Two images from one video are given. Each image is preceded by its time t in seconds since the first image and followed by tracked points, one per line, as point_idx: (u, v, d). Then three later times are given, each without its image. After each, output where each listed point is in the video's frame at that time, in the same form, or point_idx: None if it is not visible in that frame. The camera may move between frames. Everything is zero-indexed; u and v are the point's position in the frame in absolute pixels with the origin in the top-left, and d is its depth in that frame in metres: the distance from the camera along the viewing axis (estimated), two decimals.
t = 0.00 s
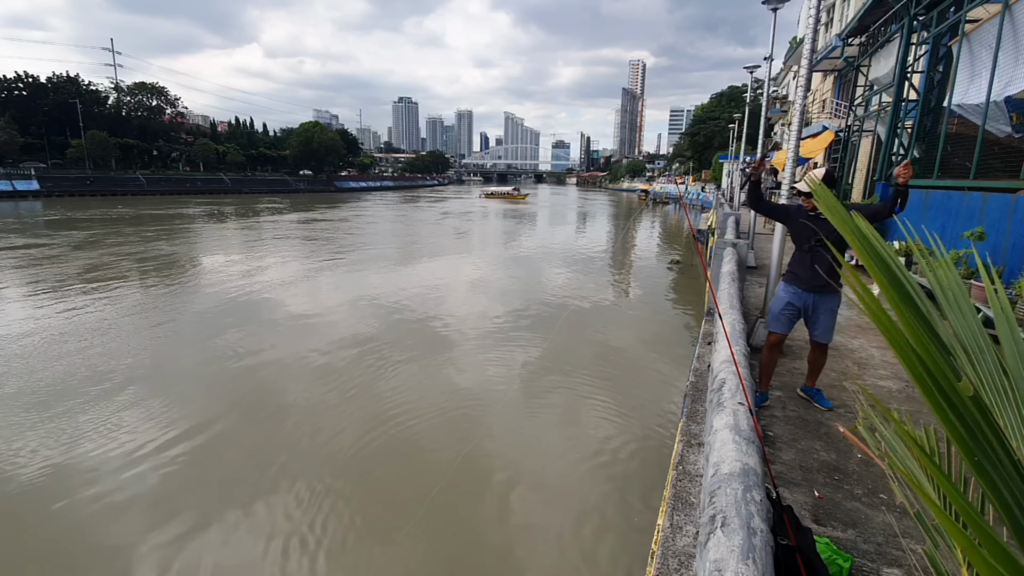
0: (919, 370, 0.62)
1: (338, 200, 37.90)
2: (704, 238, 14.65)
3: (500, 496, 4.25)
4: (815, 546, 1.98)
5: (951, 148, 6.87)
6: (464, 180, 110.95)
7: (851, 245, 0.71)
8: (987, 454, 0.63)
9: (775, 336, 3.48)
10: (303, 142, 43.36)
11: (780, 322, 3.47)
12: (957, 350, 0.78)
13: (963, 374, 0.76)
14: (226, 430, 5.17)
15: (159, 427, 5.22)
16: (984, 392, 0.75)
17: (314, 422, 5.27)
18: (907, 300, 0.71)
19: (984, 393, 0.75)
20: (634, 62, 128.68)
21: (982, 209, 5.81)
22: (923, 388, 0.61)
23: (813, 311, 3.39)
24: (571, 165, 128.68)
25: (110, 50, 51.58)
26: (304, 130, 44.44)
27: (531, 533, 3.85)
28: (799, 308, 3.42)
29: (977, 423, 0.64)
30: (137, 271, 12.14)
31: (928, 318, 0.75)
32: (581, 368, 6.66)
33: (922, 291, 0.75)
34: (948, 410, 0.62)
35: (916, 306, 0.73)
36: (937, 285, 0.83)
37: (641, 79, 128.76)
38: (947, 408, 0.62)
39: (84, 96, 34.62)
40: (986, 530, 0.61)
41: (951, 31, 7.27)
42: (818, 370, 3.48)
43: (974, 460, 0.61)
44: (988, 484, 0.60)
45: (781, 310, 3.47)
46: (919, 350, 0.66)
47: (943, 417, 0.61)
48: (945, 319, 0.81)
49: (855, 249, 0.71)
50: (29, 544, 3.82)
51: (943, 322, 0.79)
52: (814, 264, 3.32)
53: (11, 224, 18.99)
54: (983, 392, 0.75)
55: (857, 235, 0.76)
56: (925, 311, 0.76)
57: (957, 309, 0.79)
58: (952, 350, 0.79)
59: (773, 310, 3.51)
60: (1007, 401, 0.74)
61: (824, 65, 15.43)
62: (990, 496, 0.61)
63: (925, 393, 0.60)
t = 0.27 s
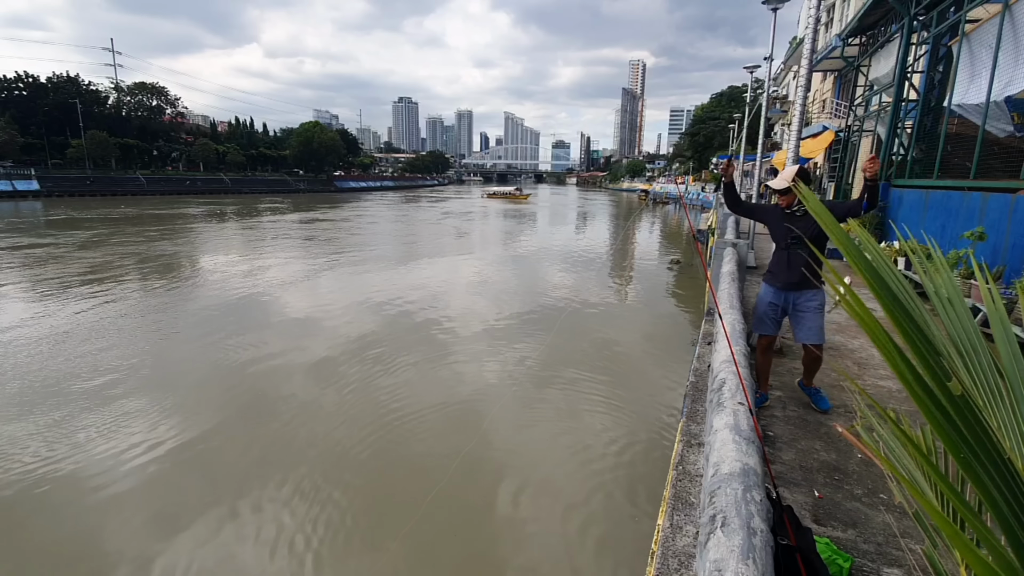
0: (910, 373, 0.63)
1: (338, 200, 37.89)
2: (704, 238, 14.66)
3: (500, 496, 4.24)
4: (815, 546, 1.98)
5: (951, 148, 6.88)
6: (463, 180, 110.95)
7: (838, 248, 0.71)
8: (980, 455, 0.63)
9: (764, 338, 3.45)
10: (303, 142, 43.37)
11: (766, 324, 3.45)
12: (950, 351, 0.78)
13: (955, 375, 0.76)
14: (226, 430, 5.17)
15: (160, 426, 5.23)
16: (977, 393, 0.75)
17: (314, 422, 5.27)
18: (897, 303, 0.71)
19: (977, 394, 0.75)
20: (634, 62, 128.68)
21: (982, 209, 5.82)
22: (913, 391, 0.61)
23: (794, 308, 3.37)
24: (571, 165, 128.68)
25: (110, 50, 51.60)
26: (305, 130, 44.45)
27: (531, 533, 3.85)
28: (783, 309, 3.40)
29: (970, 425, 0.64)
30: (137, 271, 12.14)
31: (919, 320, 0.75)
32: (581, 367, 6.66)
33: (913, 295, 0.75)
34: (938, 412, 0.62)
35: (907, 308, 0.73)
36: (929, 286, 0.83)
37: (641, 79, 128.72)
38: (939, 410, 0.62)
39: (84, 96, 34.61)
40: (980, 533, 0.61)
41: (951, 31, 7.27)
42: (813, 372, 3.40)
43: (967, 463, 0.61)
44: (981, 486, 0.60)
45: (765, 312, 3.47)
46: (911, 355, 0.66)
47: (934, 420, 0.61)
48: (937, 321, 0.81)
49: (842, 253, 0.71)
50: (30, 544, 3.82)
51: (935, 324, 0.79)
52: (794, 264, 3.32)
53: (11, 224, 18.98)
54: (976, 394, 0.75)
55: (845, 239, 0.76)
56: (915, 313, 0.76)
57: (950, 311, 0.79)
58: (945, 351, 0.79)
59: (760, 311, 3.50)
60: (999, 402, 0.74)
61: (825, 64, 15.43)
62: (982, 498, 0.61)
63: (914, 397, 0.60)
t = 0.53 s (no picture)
0: (906, 374, 0.62)
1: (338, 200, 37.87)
2: (704, 238, 14.66)
3: (499, 496, 4.24)
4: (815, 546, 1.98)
5: (951, 148, 6.88)
6: (463, 180, 110.96)
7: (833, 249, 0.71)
8: (979, 455, 0.63)
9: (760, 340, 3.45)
10: (303, 142, 43.36)
11: (760, 326, 3.45)
12: (948, 351, 0.78)
13: (951, 375, 0.76)
14: (226, 430, 5.16)
15: (159, 427, 5.23)
16: (973, 393, 0.75)
17: (313, 422, 5.27)
18: (894, 302, 0.71)
19: (974, 394, 0.74)
20: (634, 62, 128.67)
21: (982, 209, 5.81)
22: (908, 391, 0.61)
23: (787, 308, 3.33)
24: (571, 165, 128.68)
25: (110, 50, 51.59)
26: (304, 130, 44.46)
27: (530, 533, 3.84)
28: (775, 309, 3.37)
29: (967, 424, 0.64)
30: (136, 271, 12.14)
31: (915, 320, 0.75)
32: (581, 367, 6.66)
33: (910, 295, 0.75)
34: (935, 412, 0.62)
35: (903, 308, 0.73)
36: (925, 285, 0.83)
37: (641, 79, 128.69)
38: (936, 409, 0.62)
39: (84, 96, 34.59)
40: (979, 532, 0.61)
41: (951, 31, 7.27)
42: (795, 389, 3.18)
43: (965, 462, 0.61)
44: (978, 487, 0.60)
45: (759, 314, 3.47)
46: (912, 355, 0.66)
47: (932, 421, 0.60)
48: (934, 320, 0.80)
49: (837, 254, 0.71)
50: (29, 544, 3.81)
51: (933, 323, 0.78)
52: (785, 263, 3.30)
53: (11, 224, 18.97)
54: (973, 393, 0.75)
55: (840, 240, 0.76)
56: (912, 312, 0.75)
57: (946, 311, 0.79)
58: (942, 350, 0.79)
59: (755, 313, 3.50)
60: (995, 402, 0.74)
61: (825, 64, 15.43)
62: (978, 497, 0.61)
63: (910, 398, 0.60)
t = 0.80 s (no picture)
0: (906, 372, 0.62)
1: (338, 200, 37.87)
2: (704, 238, 14.65)
3: (499, 496, 4.24)
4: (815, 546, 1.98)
5: (951, 148, 6.88)
6: (464, 180, 110.94)
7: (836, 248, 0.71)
8: (980, 454, 0.62)
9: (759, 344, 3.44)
10: (303, 142, 43.37)
11: (759, 330, 3.44)
12: (948, 351, 0.78)
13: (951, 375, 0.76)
14: (225, 430, 5.16)
15: (159, 426, 5.23)
16: (973, 393, 0.75)
17: (313, 422, 5.27)
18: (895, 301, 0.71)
19: (974, 393, 0.74)
20: (634, 62, 128.66)
21: (982, 209, 5.81)
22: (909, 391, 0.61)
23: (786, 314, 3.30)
24: (571, 165, 128.68)
25: (110, 50, 51.59)
26: (304, 130, 44.46)
27: (530, 533, 3.84)
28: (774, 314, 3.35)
29: (967, 424, 0.64)
30: (136, 271, 12.14)
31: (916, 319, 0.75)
32: (581, 367, 6.66)
33: (910, 295, 0.75)
34: (937, 412, 0.62)
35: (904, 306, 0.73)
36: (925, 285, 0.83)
37: (641, 79, 128.67)
38: (937, 408, 0.62)
39: (84, 96, 34.60)
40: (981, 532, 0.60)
41: (951, 31, 7.27)
42: (792, 399, 3.12)
43: (963, 461, 0.61)
44: (979, 485, 0.60)
45: (758, 317, 3.45)
46: (909, 356, 0.66)
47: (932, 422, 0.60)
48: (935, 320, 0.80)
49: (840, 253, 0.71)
50: (28, 544, 3.81)
51: (933, 323, 0.78)
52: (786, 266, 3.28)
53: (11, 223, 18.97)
54: (974, 394, 0.75)
55: (842, 239, 0.76)
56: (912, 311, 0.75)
57: (946, 310, 0.79)
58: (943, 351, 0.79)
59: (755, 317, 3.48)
60: (995, 400, 0.74)
61: (825, 64, 15.43)
62: (979, 496, 0.61)
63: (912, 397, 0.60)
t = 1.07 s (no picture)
0: (902, 374, 0.62)
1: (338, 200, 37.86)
2: (704, 238, 14.65)
3: (499, 496, 4.24)
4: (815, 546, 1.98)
5: (951, 148, 6.88)
6: (463, 179, 111.00)
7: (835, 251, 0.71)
8: (977, 455, 0.62)
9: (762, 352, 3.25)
10: (303, 142, 43.37)
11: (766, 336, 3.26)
12: (950, 353, 0.78)
13: (952, 376, 0.76)
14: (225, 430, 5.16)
15: (159, 426, 5.23)
16: (975, 394, 0.75)
17: (313, 421, 5.27)
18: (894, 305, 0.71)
19: (974, 395, 0.74)
20: (634, 62, 128.68)
21: (982, 209, 5.81)
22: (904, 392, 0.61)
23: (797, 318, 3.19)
24: (571, 165, 128.68)
25: (110, 49, 51.56)
26: (305, 130, 44.47)
27: (530, 534, 3.84)
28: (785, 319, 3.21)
29: (963, 424, 0.64)
30: (136, 271, 12.14)
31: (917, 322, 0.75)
32: (581, 367, 6.67)
33: (914, 297, 0.75)
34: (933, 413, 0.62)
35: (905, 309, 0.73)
36: (930, 288, 0.83)
37: (641, 79, 128.67)
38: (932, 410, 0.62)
39: (84, 96, 34.58)
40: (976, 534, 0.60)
41: (951, 31, 7.27)
42: (794, 402, 3.11)
43: (959, 462, 0.61)
44: (976, 488, 0.60)
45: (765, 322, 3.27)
46: (908, 357, 0.66)
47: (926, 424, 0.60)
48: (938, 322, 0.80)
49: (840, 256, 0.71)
50: (28, 544, 3.81)
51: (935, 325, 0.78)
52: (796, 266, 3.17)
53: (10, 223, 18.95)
54: (975, 395, 0.75)
55: (843, 242, 0.76)
56: (912, 313, 0.75)
57: (951, 312, 0.79)
58: (945, 353, 0.79)
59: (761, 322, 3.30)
60: (997, 402, 0.74)
61: (825, 64, 15.43)
62: (976, 498, 0.61)
63: (907, 399, 0.60)
